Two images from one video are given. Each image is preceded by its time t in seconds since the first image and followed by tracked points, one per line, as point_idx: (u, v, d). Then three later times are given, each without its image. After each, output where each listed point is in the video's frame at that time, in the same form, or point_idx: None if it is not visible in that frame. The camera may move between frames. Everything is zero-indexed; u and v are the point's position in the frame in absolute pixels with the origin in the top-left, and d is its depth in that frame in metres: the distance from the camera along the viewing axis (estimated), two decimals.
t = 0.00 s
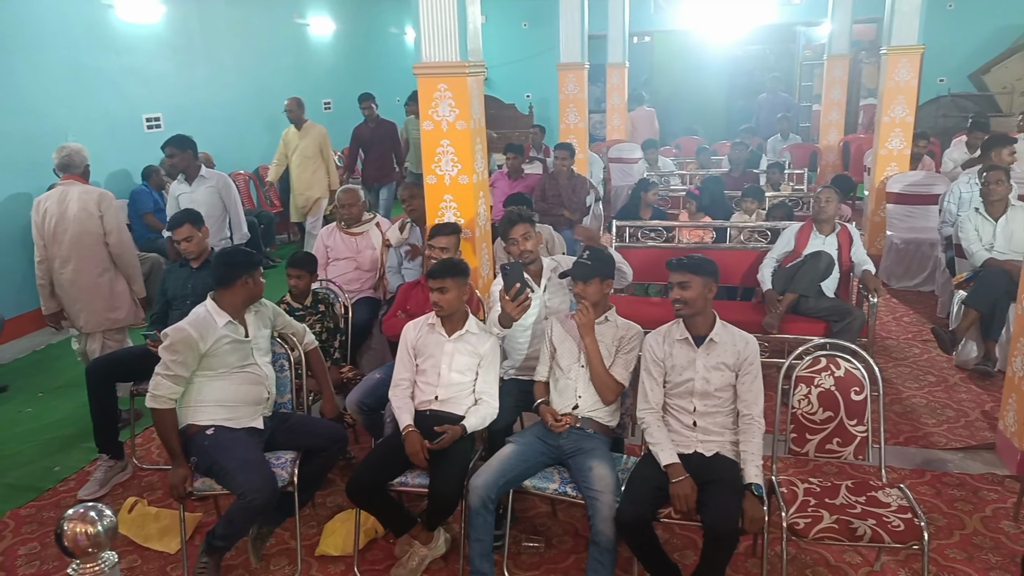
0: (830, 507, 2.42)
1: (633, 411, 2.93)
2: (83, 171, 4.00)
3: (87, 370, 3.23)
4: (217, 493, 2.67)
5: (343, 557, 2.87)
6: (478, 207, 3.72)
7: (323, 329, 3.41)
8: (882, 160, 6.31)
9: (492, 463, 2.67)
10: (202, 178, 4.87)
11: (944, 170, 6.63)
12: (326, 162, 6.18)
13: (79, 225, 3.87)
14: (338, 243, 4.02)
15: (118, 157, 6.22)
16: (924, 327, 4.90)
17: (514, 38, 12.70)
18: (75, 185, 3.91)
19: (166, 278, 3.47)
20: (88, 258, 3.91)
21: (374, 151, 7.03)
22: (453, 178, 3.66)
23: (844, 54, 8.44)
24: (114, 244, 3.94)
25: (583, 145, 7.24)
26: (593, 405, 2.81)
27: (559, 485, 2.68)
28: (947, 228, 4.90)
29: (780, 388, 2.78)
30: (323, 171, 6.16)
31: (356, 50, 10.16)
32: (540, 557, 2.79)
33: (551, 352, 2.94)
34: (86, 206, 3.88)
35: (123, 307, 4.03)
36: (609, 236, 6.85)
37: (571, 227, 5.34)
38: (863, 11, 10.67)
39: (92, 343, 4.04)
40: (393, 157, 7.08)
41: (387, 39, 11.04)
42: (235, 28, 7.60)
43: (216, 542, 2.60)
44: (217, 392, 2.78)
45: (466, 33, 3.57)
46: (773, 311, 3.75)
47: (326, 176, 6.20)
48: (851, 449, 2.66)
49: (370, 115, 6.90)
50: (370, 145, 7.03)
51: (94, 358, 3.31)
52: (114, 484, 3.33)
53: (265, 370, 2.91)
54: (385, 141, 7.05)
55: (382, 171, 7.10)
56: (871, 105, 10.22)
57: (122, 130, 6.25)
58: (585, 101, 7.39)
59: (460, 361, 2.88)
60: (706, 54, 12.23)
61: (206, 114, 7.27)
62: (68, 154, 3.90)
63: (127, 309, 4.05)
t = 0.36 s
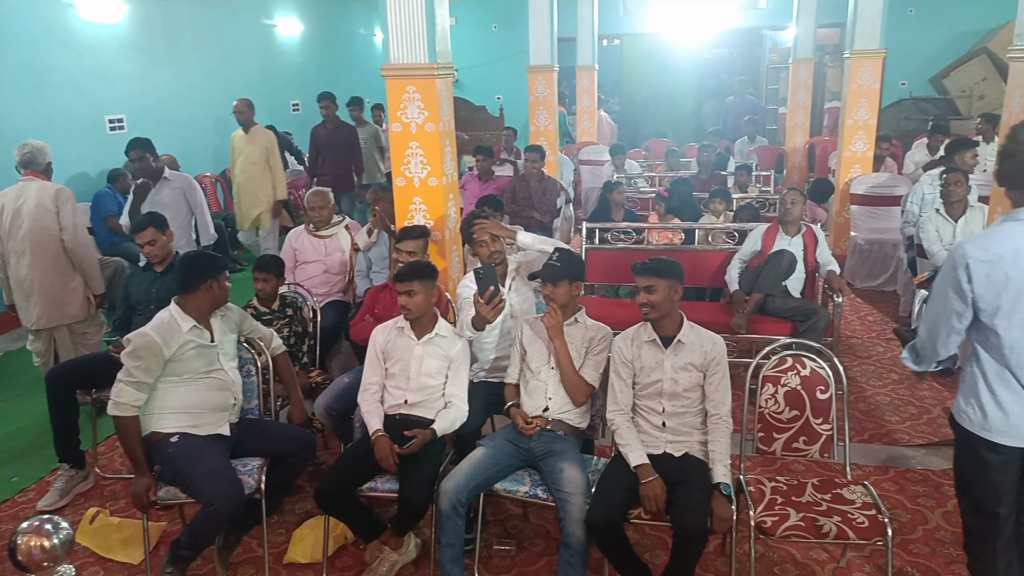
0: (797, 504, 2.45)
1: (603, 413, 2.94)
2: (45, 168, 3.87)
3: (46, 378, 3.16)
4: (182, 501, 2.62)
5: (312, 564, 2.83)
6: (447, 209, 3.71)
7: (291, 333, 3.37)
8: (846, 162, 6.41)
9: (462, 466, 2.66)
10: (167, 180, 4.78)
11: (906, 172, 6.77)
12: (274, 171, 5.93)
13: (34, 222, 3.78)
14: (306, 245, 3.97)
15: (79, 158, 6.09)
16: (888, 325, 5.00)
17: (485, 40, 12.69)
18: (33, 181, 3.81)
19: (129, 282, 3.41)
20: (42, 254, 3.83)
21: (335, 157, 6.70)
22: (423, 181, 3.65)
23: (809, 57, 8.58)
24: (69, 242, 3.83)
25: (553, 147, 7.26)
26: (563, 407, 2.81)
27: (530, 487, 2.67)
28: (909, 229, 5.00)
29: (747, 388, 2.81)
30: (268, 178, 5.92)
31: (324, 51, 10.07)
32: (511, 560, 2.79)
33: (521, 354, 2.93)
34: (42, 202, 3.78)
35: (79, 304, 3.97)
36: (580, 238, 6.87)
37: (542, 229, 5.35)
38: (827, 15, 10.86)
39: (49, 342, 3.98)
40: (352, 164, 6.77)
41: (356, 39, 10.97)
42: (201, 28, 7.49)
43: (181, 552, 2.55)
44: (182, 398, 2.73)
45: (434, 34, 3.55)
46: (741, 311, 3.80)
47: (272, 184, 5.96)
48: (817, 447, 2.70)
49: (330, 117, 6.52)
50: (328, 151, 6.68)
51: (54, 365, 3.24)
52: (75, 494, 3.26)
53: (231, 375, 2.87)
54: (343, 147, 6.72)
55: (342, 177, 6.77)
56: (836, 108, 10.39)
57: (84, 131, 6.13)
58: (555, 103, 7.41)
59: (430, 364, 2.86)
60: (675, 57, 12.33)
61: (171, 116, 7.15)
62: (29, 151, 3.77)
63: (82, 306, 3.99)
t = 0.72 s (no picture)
0: (763, 499, 2.48)
1: (572, 412, 2.95)
2: (20, 169, 3.88)
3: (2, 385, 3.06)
4: (145, 510, 2.57)
5: (279, 571, 2.79)
6: (414, 210, 3.69)
7: (256, 337, 3.32)
8: (809, 161, 6.52)
9: (431, 469, 2.65)
10: (128, 182, 4.69)
11: (867, 171, 6.91)
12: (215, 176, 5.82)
13: (3, 224, 3.68)
14: (272, 247, 3.91)
15: (36, 160, 5.94)
16: (851, 322, 5.09)
17: (452, 40, 12.67)
18: (5, 182, 3.72)
19: (89, 285, 3.33)
20: (9, 256, 3.74)
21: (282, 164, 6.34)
22: (389, 181, 3.62)
23: (772, 58, 8.71)
24: (38, 244, 3.75)
25: (521, 147, 7.26)
26: (532, 408, 2.81)
27: (500, 488, 2.67)
28: (870, 226, 5.10)
29: (714, 385, 2.84)
30: (209, 183, 5.83)
31: (289, 51, 9.97)
32: (482, 561, 2.78)
33: (489, 356, 2.93)
34: (12, 202, 3.68)
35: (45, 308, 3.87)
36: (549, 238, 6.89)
37: (511, 229, 5.36)
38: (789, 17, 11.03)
39: (17, 347, 3.90)
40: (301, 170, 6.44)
41: (322, 39, 10.87)
42: (163, 27, 7.36)
43: (145, 562, 2.49)
44: (144, 404, 2.67)
45: (400, 34, 3.53)
46: (707, 309, 3.84)
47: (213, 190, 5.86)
48: (782, 442, 2.73)
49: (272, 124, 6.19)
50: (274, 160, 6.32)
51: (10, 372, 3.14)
52: (34, 504, 3.17)
53: (195, 381, 2.81)
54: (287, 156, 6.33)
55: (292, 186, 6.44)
56: (799, 108, 10.55)
57: (41, 132, 5.98)
58: (523, 104, 7.42)
59: (398, 366, 2.84)
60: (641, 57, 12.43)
61: (133, 116, 7.02)
62: (6, 151, 3.79)
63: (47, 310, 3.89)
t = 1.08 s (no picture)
0: (733, 498, 2.50)
1: (544, 415, 2.95)
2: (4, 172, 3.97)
3: None
4: (111, 522, 2.52)
5: None
6: (385, 213, 3.67)
7: (225, 344, 3.27)
8: (777, 163, 6.61)
9: (403, 474, 2.63)
10: (94, 189, 4.61)
11: (832, 173, 7.04)
12: (149, 183, 5.23)
13: None
14: (240, 252, 3.86)
15: None
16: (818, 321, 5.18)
17: (422, 44, 12.64)
18: None
19: (51, 294, 3.26)
20: None
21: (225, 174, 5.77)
22: (359, 186, 3.60)
23: (739, 62, 8.83)
24: (21, 245, 3.79)
25: (492, 150, 7.27)
26: (504, 411, 2.81)
27: (473, 492, 2.67)
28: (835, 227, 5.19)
29: (684, 385, 2.86)
30: (145, 197, 5.24)
31: (258, 55, 9.88)
32: (456, 566, 2.77)
33: (462, 359, 2.92)
34: None
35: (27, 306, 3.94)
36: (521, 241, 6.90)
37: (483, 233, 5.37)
38: (756, 21, 11.19)
39: None
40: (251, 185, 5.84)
41: (290, 43, 10.78)
42: (126, 30, 7.24)
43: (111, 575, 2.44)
44: (108, 414, 2.62)
45: (368, 38, 3.51)
46: (677, 309, 3.88)
47: (150, 202, 5.27)
48: (752, 441, 2.76)
49: (216, 127, 5.67)
50: (219, 166, 5.76)
51: None
52: None
53: (161, 390, 2.77)
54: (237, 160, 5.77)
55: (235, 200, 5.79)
56: (767, 111, 10.69)
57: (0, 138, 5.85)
58: (494, 107, 7.43)
59: (369, 372, 2.82)
60: (611, 61, 12.51)
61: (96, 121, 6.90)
62: None
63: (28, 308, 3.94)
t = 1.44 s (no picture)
0: (694, 496, 2.53)
1: (507, 418, 2.95)
2: None
3: None
4: (63, 542, 2.44)
5: None
6: (344, 219, 3.63)
7: (180, 355, 3.22)
8: (733, 163, 6.72)
9: (366, 483, 2.61)
10: (44, 199, 4.48)
11: (787, 172, 7.17)
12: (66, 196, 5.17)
13: None
14: (197, 261, 3.79)
15: None
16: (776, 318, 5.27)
17: (380, 47, 12.56)
18: None
19: None
20: None
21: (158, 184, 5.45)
22: (317, 191, 3.56)
23: (696, 64, 8.95)
24: None
25: (452, 154, 7.25)
26: (467, 416, 2.80)
27: (436, 499, 2.66)
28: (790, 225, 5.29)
29: (646, 385, 2.89)
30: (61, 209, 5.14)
31: (213, 60, 9.73)
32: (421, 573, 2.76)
33: (424, 366, 2.90)
34: None
35: None
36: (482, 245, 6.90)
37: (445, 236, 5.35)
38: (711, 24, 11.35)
39: None
40: (184, 196, 5.56)
41: (245, 47, 10.63)
42: (75, 34, 7.06)
43: None
44: (58, 431, 2.54)
45: (323, 42, 3.47)
46: (636, 308, 3.94)
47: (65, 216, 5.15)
48: (711, 438, 2.80)
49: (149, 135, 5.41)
50: (147, 178, 5.45)
51: None
52: None
53: (114, 405, 2.70)
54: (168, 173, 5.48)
55: (163, 218, 5.47)
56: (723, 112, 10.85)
57: None
58: (453, 110, 7.41)
59: (329, 380, 2.79)
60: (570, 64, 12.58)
61: (44, 127, 6.71)
62: None
63: None
